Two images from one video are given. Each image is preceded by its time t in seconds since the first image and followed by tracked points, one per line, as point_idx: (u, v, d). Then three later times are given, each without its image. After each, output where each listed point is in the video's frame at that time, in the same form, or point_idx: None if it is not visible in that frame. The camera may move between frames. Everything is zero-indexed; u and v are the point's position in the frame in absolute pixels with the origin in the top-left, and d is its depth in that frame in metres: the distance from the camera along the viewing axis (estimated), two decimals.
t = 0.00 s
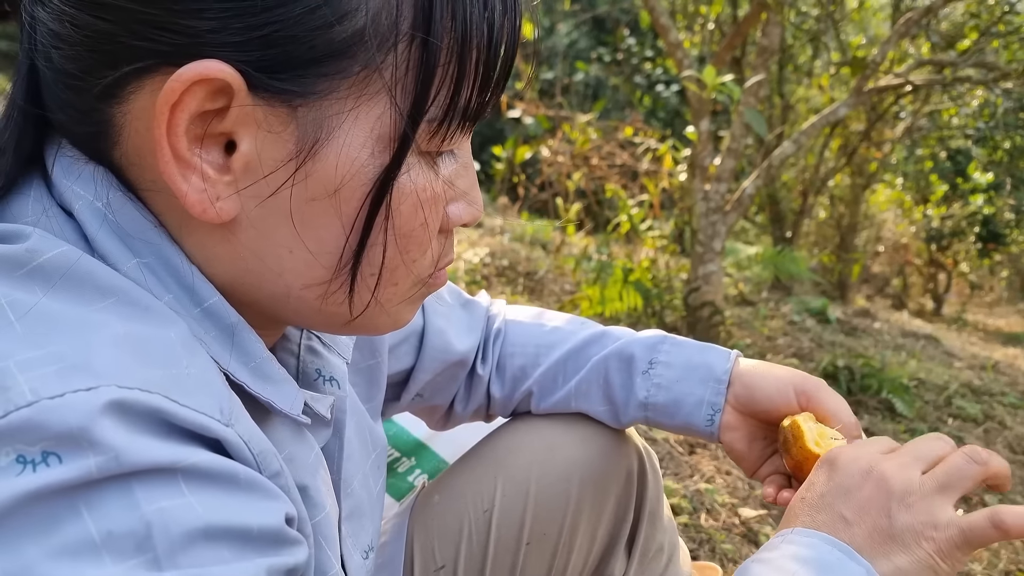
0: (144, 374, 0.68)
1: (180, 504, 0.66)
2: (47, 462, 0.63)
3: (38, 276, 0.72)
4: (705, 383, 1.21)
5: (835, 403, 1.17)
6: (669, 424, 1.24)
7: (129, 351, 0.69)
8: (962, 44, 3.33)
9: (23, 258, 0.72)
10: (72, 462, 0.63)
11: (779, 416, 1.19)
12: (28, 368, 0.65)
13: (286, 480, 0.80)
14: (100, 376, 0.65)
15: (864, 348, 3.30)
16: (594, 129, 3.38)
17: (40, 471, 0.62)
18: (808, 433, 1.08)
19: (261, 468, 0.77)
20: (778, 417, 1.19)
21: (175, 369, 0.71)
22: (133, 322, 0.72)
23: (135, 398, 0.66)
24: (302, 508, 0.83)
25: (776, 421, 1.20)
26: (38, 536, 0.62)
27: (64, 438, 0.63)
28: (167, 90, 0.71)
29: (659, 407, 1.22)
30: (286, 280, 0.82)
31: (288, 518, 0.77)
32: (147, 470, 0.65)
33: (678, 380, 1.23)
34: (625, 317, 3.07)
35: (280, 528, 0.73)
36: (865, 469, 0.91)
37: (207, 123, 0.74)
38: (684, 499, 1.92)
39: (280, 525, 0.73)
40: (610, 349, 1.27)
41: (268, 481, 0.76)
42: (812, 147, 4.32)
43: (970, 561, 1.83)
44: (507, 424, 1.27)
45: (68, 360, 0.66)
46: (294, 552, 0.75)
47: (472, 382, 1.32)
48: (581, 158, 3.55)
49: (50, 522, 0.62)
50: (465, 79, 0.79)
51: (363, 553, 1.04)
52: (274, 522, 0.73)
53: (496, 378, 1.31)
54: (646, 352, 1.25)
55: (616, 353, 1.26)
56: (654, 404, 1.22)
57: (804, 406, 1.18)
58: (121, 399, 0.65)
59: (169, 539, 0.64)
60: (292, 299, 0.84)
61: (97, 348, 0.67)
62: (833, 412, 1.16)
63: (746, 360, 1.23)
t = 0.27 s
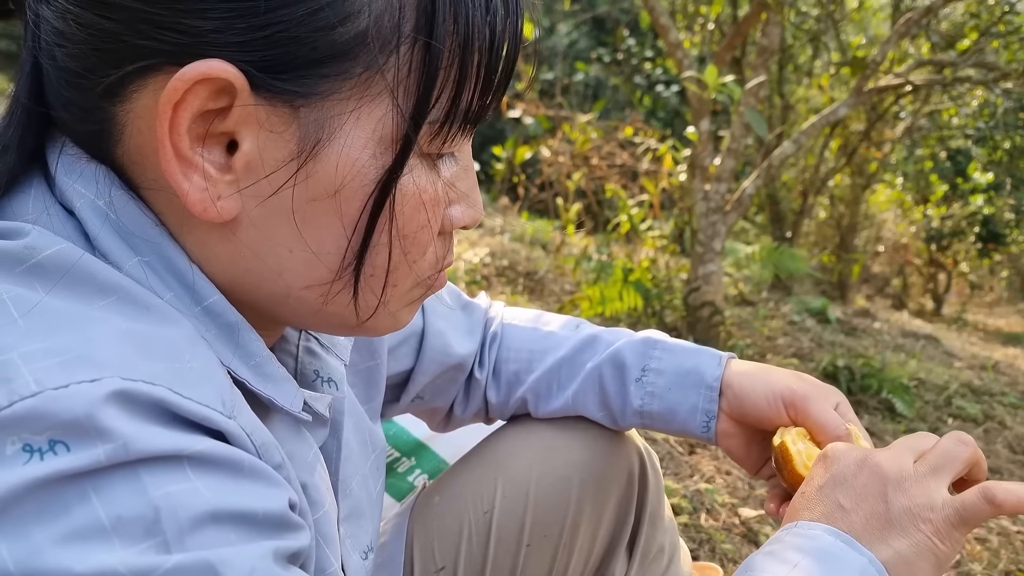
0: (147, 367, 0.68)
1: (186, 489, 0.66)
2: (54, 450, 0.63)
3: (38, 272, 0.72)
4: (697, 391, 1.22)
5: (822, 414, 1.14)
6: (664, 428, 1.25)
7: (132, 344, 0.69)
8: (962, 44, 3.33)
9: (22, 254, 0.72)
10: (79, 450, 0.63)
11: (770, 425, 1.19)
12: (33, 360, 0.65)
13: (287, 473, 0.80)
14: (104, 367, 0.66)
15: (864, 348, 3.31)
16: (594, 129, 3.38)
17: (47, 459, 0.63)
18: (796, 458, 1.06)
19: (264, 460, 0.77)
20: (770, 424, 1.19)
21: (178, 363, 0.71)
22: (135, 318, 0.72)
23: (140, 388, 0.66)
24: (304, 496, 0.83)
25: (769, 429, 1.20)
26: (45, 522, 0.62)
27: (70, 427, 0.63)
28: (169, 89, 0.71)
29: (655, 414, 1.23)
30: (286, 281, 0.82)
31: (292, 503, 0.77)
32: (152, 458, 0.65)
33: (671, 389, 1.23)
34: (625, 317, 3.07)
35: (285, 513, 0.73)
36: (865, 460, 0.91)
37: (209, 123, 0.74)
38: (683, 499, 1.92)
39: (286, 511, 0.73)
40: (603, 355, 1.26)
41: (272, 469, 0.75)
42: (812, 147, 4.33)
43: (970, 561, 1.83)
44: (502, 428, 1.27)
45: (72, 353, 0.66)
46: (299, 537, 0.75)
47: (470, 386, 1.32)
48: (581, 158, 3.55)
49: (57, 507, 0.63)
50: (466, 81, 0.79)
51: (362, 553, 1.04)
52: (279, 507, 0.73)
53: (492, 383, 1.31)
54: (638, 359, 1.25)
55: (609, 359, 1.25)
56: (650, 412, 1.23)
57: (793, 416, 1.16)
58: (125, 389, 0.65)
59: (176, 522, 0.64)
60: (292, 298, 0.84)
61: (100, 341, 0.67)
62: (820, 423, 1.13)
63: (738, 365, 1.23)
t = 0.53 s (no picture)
0: (153, 366, 0.68)
1: (191, 491, 0.66)
2: (59, 450, 0.63)
3: (42, 270, 0.72)
4: (699, 385, 1.21)
5: (825, 402, 1.13)
6: (667, 426, 1.25)
7: (138, 343, 0.69)
8: (962, 44, 3.32)
9: (26, 252, 0.72)
10: (84, 450, 0.63)
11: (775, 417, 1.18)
12: (39, 359, 0.65)
13: (290, 474, 0.80)
14: (109, 367, 0.65)
15: (864, 348, 3.30)
16: (594, 129, 3.38)
17: (52, 459, 0.62)
18: (791, 450, 1.09)
19: (267, 460, 0.77)
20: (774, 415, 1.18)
21: (182, 363, 0.71)
22: (139, 318, 0.72)
23: (146, 387, 0.66)
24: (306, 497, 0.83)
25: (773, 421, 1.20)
26: (50, 521, 0.62)
27: (76, 427, 0.63)
28: (176, 86, 0.70)
29: (658, 411, 1.22)
30: (291, 278, 0.82)
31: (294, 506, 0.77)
32: (158, 458, 0.65)
33: (672, 384, 1.22)
34: (625, 317, 3.07)
35: (289, 516, 0.73)
36: (881, 463, 0.90)
37: (216, 120, 0.74)
38: (684, 499, 1.92)
39: (288, 514, 0.73)
40: (605, 353, 1.26)
41: (276, 471, 0.75)
42: (812, 147, 4.32)
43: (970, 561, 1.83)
44: (503, 430, 1.27)
45: (77, 351, 0.65)
46: (301, 540, 0.75)
47: (471, 386, 1.32)
48: (581, 158, 3.55)
49: (62, 506, 0.62)
50: (471, 78, 0.79)
51: (361, 552, 1.04)
52: (282, 510, 0.72)
53: (494, 384, 1.31)
54: (639, 356, 1.25)
55: (611, 358, 1.25)
56: (653, 409, 1.22)
57: (797, 407, 1.16)
58: (131, 389, 0.65)
59: (180, 524, 0.64)
60: (296, 296, 0.84)
61: (107, 339, 0.67)
62: (824, 411, 1.13)
63: (740, 359, 1.22)
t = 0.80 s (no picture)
0: (148, 366, 0.68)
1: (184, 495, 0.66)
2: (51, 453, 0.62)
3: (37, 271, 0.72)
4: (699, 385, 1.21)
5: (830, 392, 1.14)
6: (666, 426, 1.25)
7: (133, 343, 0.69)
8: (962, 44, 3.32)
9: (22, 253, 0.72)
10: (76, 453, 0.62)
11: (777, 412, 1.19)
12: (33, 361, 0.64)
13: (287, 473, 0.80)
14: (104, 368, 0.65)
15: (863, 348, 3.30)
16: (594, 129, 3.38)
17: (44, 461, 0.62)
18: (800, 437, 1.08)
19: (264, 460, 0.76)
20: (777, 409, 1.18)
21: (178, 363, 0.71)
22: (133, 319, 0.72)
23: (140, 389, 0.66)
24: (304, 500, 0.83)
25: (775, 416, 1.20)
26: (42, 525, 0.61)
27: (69, 430, 0.62)
28: (174, 86, 0.70)
29: (657, 411, 1.22)
30: (289, 277, 0.82)
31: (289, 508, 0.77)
32: (151, 460, 0.65)
33: (672, 384, 1.22)
34: (625, 317, 3.07)
35: (283, 518, 0.73)
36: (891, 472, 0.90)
37: (214, 120, 0.73)
38: (683, 498, 1.91)
39: (282, 517, 0.73)
40: (603, 353, 1.26)
41: (271, 473, 0.75)
42: (812, 147, 4.32)
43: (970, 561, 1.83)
44: (503, 430, 1.27)
45: (71, 353, 0.65)
46: (297, 542, 0.75)
47: (470, 386, 1.32)
48: (581, 158, 3.55)
49: (54, 510, 0.62)
50: (468, 77, 0.79)
51: (359, 551, 1.03)
52: (277, 512, 0.72)
53: (493, 384, 1.31)
54: (638, 355, 1.24)
55: (610, 358, 1.25)
56: (652, 408, 1.22)
57: (801, 399, 1.17)
58: (126, 390, 0.65)
59: (173, 528, 0.64)
60: (294, 294, 0.84)
61: (101, 340, 0.67)
62: (830, 401, 1.14)
63: (739, 356, 1.22)
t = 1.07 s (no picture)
0: (147, 366, 0.68)
1: (182, 498, 0.66)
2: (51, 452, 0.62)
3: (37, 270, 0.72)
4: (694, 385, 1.21)
5: (825, 387, 1.14)
6: (665, 426, 1.25)
7: (132, 343, 0.68)
8: (962, 44, 3.31)
9: (23, 252, 0.72)
10: (76, 453, 0.62)
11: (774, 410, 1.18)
12: (33, 359, 0.64)
13: (286, 474, 0.79)
14: (103, 368, 0.65)
15: (863, 348, 3.30)
16: (595, 129, 3.38)
17: (43, 462, 0.61)
18: (799, 433, 1.08)
19: (262, 461, 0.76)
20: (773, 408, 1.18)
21: (177, 363, 0.71)
22: (132, 318, 0.71)
23: (139, 389, 0.66)
24: (303, 501, 0.83)
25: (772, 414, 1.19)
26: (40, 526, 0.61)
27: (68, 430, 0.62)
28: (167, 81, 0.70)
29: (653, 411, 1.22)
30: (287, 272, 0.82)
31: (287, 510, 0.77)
32: (150, 461, 0.65)
33: (667, 384, 1.23)
34: (625, 317, 3.07)
35: (281, 520, 0.73)
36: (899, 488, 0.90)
37: (208, 115, 0.74)
38: (683, 498, 1.91)
39: (280, 519, 0.73)
40: (599, 354, 1.26)
41: (268, 474, 0.75)
42: (812, 147, 4.32)
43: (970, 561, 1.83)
44: (503, 431, 1.26)
45: (72, 352, 0.65)
46: (295, 545, 0.75)
47: (469, 388, 1.32)
48: (581, 158, 3.55)
49: (53, 511, 0.62)
50: (462, 69, 0.78)
51: (360, 551, 1.03)
52: (275, 515, 0.72)
53: (491, 386, 1.31)
54: (634, 357, 1.25)
55: (605, 358, 1.25)
56: (648, 409, 1.22)
57: (798, 395, 1.16)
58: (125, 390, 0.65)
59: (170, 531, 0.64)
60: (292, 291, 0.84)
61: (100, 339, 0.67)
62: (827, 396, 1.13)
63: (734, 355, 1.22)
